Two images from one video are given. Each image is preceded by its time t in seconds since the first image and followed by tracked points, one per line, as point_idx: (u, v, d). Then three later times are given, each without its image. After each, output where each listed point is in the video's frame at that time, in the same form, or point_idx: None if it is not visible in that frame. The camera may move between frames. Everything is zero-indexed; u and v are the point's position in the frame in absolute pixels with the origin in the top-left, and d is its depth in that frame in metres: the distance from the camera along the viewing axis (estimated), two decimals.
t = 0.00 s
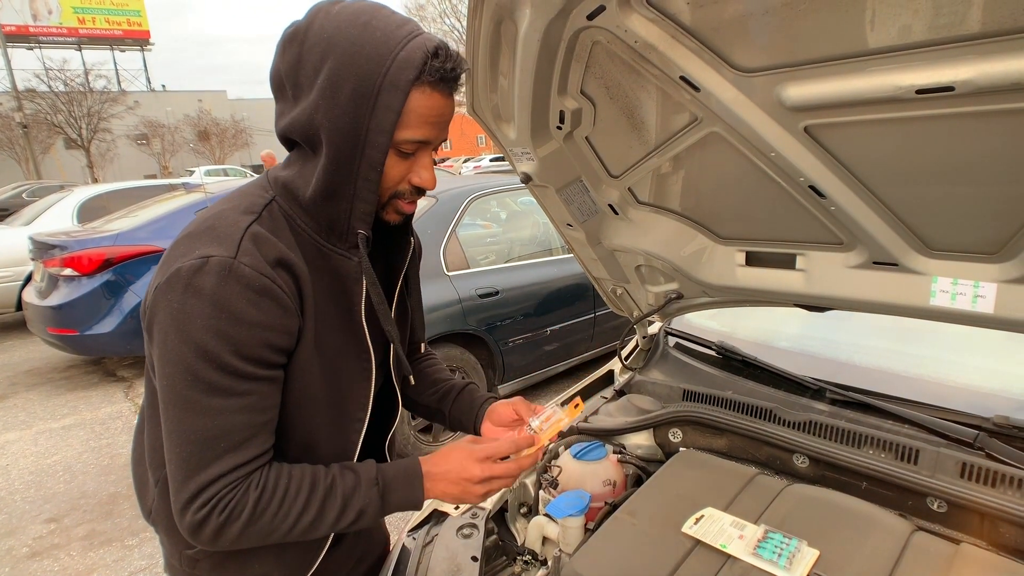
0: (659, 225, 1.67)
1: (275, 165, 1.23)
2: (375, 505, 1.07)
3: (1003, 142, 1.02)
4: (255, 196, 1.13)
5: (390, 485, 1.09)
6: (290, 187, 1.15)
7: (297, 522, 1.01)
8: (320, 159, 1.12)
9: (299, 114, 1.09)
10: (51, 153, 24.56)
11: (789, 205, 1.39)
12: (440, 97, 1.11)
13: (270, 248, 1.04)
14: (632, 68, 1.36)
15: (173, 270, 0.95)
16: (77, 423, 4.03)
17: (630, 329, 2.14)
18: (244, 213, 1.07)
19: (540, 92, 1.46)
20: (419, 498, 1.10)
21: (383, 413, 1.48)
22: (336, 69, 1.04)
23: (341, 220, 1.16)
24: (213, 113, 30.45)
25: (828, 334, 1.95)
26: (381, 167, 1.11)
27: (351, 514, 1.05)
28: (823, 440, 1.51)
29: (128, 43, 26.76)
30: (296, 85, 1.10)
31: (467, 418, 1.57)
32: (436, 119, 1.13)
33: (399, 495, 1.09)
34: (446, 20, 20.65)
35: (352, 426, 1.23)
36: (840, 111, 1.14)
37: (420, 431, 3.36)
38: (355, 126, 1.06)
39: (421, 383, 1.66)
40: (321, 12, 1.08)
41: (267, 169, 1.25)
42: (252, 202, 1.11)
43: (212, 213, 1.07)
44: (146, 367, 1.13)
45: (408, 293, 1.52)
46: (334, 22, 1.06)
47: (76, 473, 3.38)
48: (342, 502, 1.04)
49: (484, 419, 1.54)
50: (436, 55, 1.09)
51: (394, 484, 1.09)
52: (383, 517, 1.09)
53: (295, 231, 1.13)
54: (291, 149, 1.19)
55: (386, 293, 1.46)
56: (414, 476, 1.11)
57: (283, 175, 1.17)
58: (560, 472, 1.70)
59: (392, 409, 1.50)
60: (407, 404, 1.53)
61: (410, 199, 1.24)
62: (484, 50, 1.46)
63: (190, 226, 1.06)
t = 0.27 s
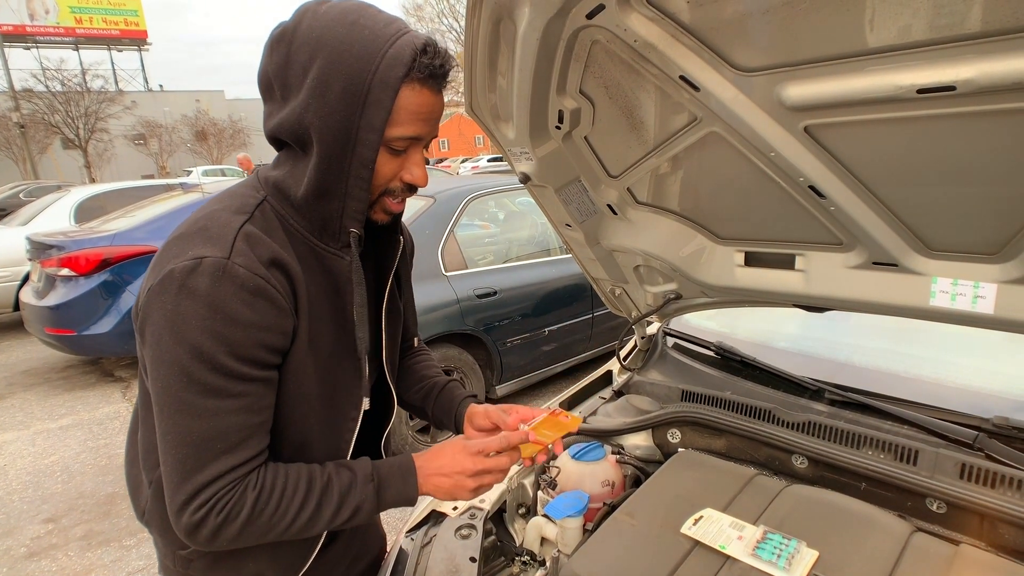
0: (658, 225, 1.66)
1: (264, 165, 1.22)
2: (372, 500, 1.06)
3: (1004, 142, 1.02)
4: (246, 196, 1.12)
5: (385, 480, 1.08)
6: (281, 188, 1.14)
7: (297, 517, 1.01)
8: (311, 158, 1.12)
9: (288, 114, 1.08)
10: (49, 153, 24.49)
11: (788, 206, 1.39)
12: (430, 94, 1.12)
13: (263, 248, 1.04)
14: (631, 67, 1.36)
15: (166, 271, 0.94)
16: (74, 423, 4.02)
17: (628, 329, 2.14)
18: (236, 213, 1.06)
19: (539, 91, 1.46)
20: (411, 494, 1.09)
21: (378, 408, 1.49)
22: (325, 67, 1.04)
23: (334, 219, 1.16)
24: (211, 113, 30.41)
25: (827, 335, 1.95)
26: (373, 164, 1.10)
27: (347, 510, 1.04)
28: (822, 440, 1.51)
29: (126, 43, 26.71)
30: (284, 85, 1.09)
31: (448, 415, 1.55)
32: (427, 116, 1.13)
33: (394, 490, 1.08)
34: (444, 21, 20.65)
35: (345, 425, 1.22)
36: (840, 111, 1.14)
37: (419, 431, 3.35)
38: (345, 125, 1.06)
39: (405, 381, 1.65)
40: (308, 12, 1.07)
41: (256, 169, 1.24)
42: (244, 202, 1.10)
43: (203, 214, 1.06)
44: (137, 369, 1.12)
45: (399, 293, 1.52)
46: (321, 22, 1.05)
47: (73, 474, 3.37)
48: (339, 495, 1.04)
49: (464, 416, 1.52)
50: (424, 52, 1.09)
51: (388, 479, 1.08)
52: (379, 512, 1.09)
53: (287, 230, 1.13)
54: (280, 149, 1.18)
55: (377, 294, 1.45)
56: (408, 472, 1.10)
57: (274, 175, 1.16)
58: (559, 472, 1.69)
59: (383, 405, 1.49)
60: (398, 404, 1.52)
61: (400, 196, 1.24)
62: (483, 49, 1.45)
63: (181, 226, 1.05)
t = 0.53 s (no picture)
0: (659, 224, 1.66)
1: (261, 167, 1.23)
2: (377, 505, 1.04)
3: (1006, 140, 1.01)
4: (241, 192, 1.12)
5: (394, 487, 1.05)
6: (274, 184, 1.14)
7: (297, 521, 0.99)
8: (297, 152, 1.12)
9: (276, 108, 1.09)
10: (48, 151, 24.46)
11: (789, 204, 1.38)
12: (414, 81, 1.09)
13: (257, 243, 1.03)
14: (631, 66, 1.36)
15: (160, 266, 0.94)
16: (74, 421, 4.01)
17: (628, 328, 2.14)
18: (230, 208, 1.06)
19: (539, 89, 1.46)
20: (421, 500, 1.07)
21: (375, 411, 1.49)
22: (306, 58, 1.04)
23: (325, 214, 1.15)
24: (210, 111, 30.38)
25: (827, 334, 1.95)
26: (352, 151, 1.08)
27: (352, 516, 1.02)
28: (822, 439, 1.51)
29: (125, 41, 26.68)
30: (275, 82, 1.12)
31: (446, 421, 1.55)
32: (412, 104, 1.10)
33: (400, 497, 1.06)
34: (444, 20, 20.62)
35: (338, 425, 1.22)
36: (841, 110, 1.13)
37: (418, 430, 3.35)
38: (327, 114, 1.06)
39: (404, 386, 1.64)
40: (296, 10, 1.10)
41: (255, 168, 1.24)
42: (239, 198, 1.10)
43: (199, 209, 1.06)
44: (137, 368, 1.12)
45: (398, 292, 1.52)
46: (307, 18, 1.07)
47: (73, 472, 3.37)
48: (342, 502, 1.02)
49: (462, 424, 1.51)
50: (406, 40, 1.07)
51: (398, 487, 1.06)
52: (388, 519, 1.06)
53: (282, 226, 1.13)
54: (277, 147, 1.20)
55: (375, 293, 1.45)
56: (419, 480, 1.08)
57: (269, 172, 1.16)
58: (559, 471, 1.69)
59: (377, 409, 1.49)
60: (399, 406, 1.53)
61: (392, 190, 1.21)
62: (483, 48, 1.45)
63: (177, 221, 1.05)
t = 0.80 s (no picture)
0: (659, 222, 1.67)
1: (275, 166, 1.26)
2: (337, 517, 1.00)
3: (1006, 140, 1.02)
4: (247, 183, 1.13)
5: (357, 501, 1.02)
6: (279, 176, 1.17)
7: (254, 518, 0.98)
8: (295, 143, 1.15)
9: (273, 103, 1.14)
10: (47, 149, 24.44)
11: (789, 203, 1.39)
12: (386, 58, 1.10)
13: (255, 231, 1.04)
14: (632, 65, 1.36)
15: (158, 247, 0.96)
16: (74, 419, 4.02)
17: (628, 326, 2.14)
18: (234, 198, 1.07)
19: (540, 88, 1.46)
20: (384, 516, 1.03)
21: (379, 413, 1.52)
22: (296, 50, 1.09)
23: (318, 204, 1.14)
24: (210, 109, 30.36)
25: (828, 333, 1.95)
26: (327, 128, 1.08)
27: (310, 522, 0.99)
28: (822, 438, 1.51)
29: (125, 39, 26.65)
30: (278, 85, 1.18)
31: (433, 432, 1.54)
32: (387, 84, 1.10)
33: (362, 510, 1.02)
34: (445, 18, 20.60)
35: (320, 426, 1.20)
36: (842, 109, 1.14)
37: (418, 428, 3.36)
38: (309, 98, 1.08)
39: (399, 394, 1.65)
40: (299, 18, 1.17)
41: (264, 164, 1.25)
42: (244, 188, 1.11)
43: (206, 197, 1.07)
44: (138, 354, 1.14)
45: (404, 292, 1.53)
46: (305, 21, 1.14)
47: (73, 469, 3.37)
48: (302, 508, 0.99)
49: (446, 436, 1.49)
50: (384, 25, 1.10)
51: (360, 501, 1.02)
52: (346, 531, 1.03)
53: (284, 218, 1.13)
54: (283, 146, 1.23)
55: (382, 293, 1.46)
56: (384, 496, 1.04)
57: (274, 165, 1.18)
58: (559, 469, 1.69)
59: (380, 416, 1.52)
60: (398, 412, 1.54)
61: (377, 177, 1.18)
62: (484, 47, 1.45)
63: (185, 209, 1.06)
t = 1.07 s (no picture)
0: (660, 222, 1.67)
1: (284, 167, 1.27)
2: (322, 514, 1.00)
3: (1008, 140, 1.01)
4: (254, 182, 1.14)
5: (343, 498, 1.02)
6: (285, 176, 1.17)
7: (237, 516, 0.97)
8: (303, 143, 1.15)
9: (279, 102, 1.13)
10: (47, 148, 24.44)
11: (790, 203, 1.39)
12: (395, 58, 1.10)
13: (259, 229, 1.04)
14: (634, 64, 1.36)
15: (161, 242, 0.97)
16: (75, 419, 4.02)
17: (630, 326, 2.14)
18: (240, 196, 1.08)
19: (542, 88, 1.46)
20: (372, 519, 1.03)
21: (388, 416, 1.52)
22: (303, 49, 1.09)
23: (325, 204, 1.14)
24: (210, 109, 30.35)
25: (828, 333, 1.95)
26: (338, 128, 1.09)
27: (296, 521, 0.99)
28: (823, 438, 1.51)
29: (125, 39, 26.65)
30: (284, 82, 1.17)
31: (433, 435, 1.54)
32: (397, 83, 1.10)
33: (347, 509, 1.02)
34: (445, 18, 20.58)
35: (330, 426, 1.21)
36: (845, 109, 1.14)
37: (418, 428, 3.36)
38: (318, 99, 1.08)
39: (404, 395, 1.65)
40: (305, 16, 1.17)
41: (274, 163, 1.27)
42: (251, 186, 1.12)
43: (212, 195, 1.08)
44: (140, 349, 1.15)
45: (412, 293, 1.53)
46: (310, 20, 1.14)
47: (73, 469, 3.37)
48: (286, 506, 0.99)
49: (446, 439, 1.49)
50: (391, 24, 1.10)
51: (348, 500, 1.03)
52: (332, 530, 1.03)
53: (289, 217, 1.14)
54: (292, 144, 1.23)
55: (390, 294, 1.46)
56: (372, 498, 1.03)
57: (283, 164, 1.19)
58: (560, 469, 1.70)
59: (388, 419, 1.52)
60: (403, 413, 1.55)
61: (388, 175, 1.18)
62: (486, 46, 1.45)
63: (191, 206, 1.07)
